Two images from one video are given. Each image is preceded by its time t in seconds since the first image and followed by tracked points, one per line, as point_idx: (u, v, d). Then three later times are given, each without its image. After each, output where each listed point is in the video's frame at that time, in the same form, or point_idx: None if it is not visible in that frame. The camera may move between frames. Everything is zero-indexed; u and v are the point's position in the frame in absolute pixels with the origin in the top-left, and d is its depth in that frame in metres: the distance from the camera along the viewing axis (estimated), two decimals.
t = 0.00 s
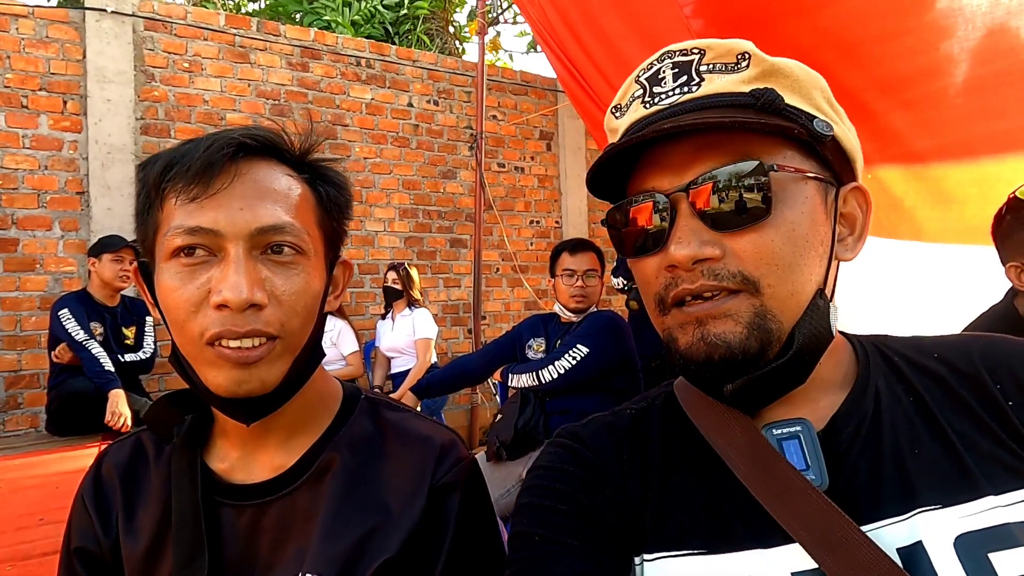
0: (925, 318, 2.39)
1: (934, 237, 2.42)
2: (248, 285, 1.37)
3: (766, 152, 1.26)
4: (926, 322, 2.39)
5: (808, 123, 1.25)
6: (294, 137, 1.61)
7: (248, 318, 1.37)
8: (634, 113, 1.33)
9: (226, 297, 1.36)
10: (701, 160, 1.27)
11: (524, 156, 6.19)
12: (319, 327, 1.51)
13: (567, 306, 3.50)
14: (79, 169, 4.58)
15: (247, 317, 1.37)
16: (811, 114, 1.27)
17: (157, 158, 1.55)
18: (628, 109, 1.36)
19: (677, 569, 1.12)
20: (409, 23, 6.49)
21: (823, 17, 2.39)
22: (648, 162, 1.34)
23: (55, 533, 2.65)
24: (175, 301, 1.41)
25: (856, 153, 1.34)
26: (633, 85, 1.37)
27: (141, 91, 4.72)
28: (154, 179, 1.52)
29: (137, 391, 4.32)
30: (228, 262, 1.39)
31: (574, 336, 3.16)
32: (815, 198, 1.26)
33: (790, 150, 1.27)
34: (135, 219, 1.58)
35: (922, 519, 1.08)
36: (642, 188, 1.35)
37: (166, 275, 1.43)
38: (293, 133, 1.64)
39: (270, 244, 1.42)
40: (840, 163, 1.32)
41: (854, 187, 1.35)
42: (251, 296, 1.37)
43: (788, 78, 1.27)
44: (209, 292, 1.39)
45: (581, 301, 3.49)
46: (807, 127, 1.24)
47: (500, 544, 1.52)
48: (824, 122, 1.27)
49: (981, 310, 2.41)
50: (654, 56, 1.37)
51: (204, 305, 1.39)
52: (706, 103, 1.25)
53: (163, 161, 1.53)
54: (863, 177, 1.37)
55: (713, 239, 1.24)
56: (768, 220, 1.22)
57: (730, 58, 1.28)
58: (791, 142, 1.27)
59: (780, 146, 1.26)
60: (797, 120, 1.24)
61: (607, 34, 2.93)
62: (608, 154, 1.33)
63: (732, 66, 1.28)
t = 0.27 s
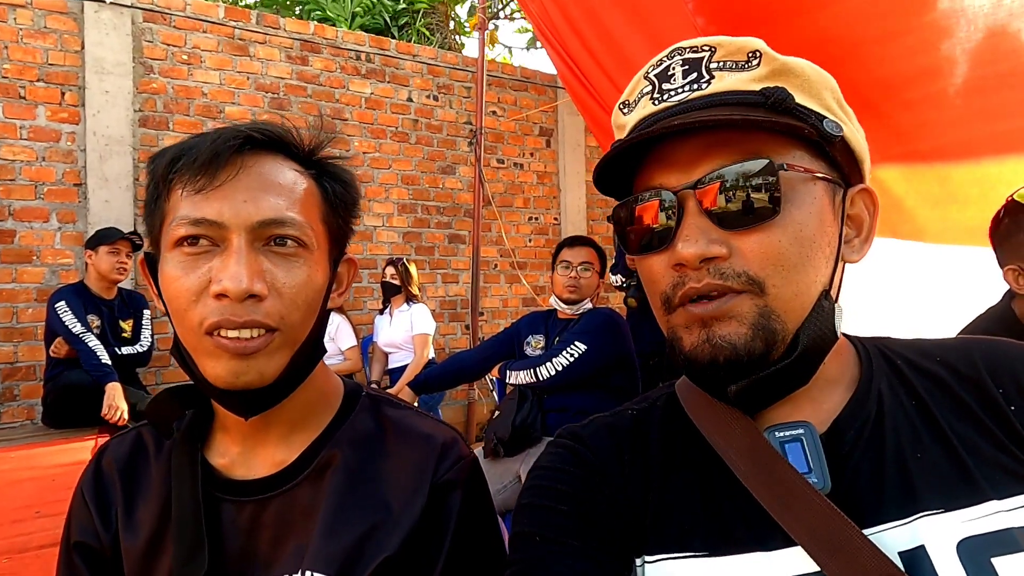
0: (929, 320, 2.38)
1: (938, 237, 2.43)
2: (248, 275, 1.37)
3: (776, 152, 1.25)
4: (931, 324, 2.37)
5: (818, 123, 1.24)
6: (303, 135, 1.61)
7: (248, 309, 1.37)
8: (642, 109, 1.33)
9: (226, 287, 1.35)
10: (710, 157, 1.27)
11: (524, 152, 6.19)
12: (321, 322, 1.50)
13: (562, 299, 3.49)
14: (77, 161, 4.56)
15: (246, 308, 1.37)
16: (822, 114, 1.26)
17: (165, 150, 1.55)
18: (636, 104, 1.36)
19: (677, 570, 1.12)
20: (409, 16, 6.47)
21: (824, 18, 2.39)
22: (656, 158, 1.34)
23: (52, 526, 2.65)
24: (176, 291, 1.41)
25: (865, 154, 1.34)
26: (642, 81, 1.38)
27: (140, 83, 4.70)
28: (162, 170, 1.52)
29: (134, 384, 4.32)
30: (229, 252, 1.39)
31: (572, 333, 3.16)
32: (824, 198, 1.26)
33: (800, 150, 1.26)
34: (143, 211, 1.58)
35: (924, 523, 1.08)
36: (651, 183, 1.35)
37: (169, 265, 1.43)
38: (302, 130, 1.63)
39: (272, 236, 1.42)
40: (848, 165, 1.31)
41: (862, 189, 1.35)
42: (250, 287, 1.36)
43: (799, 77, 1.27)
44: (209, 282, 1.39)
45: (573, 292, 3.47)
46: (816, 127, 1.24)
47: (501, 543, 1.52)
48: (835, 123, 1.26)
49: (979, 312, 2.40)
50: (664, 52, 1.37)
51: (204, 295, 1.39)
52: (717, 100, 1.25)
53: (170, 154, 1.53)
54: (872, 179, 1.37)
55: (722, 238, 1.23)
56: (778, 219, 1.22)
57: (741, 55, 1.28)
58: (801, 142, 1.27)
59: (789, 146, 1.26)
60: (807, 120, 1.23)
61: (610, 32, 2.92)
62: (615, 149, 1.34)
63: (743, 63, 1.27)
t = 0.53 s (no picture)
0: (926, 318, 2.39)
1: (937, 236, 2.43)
2: (244, 274, 1.36)
3: (782, 159, 1.25)
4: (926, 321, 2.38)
5: (827, 128, 1.24)
6: (300, 129, 1.60)
7: (244, 308, 1.37)
8: (647, 106, 1.33)
9: (223, 286, 1.35)
10: (713, 164, 1.27)
11: (523, 148, 6.18)
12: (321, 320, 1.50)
13: (561, 296, 3.49)
14: (75, 156, 4.55)
15: (243, 306, 1.37)
16: (832, 118, 1.26)
17: (163, 147, 1.54)
18: (643, 98, 1.36)
19: (677, 570, 1.12)
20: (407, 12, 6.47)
21: (822, 16, 2.38)
22: (658, 157, 1.34)
23: (50, 523, 2.65)
24: (173, 288, 1.41)
25: (876, 158, 1.33)
26: (650, 74, 1.37)
27: (137, 78, 4.68)
28: (159, 167, 1.51)
29: (133, 380, 4.31)
30: (226, 250, 1.39)
31: (571, 330, 3.16)
32: (830, 206, 1.25)
33: (807, 155, 1.26)
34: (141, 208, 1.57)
35: (925, 524, 1.08)
36: (653, 185, 1.35)
37: (166, 263, 1.43)
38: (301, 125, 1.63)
39: (269, 234, 1.41)
40: (857, 170, 1.31)
41: (871, 195, 1.34)
42: (246, 285, 1.36)
43: (811, 79, 1.26)
44: (206, 280, 1.38)
45: (571, 289, 3.47)
46: (826, 132, 1.23)
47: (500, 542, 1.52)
48: (845, 127, 1.26)
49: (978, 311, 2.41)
50: (671, 46, 1.36)
51: (201, 293, 1.38)
52: (724, 100, 1.24)
53: (167, 151, 1.52)
54: (879, 183, 1.37)
55: (720, 248, 1.23)
56: (778, 233, 1.22)
57: (752, 53, 1.27)
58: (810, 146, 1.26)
59: (797, 151, 1.25)
60: (816, 125, 1.23)
61: (612, 30, 2.91)
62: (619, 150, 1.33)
63: (754, 62, 1.26)
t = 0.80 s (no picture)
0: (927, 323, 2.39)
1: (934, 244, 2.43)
2: (257, 272, 1.38)
3: (776, 151, 1.27)
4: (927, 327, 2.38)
5: (821, 122, 1.26)
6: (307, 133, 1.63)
7: (256, 306, 1.38)
8: (647, 106, 1.35)
9: (236, 284, 1.36)
10: (710, 154, 1.29)
11: (525, 158, 6.21)
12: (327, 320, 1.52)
13: (562, 308, 3.51)
14: (81, 163, 4.58)
15: (255, 305, 1.38)
16: (826, 113, 1.27)
17: (176, 148, 1.56)
18: (643, 100, 1.38)
19: (678, 569, 1.13)
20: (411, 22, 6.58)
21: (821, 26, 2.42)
22: (656, 156, 1.36)
23: (52, 526, 2.65)
24: (185, 287, 1.42)
25: (872, 153, 1.35)
26: (649, 77, 1.39)
27: (144, 87, 4.73)
28: (174, 167, 1.53)
29: (135, 386, 4.33)
30: (239, 249, 1.40)
31: (574, 337, 3.17)
32: (825, 198, 1.27)
33: (802, 149, 1.27)
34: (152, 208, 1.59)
35: (925, 524, 1.09)
36: (651, 181, 1.36)
37: (178, 262, 1.44)
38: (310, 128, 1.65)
39: (280, 234, 1.43)
40: (852, 164, 1.32)
41: (868, 188, 1.36)
42: (259, 284, 1.37)
43: (804, 76, 1.28)
44: (218, 279, 1.40)
45: (572, 302, 3.49)
46: (819, 126, 1.25)
47: (502, 541, 1.52)
48: (839, 121, 1.27)
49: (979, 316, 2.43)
50: (669, 49, 1.38)
51: (213, 291, 1.40)
52: (718, 97, 1.26)
53: (181, 151, 1.54)
54: (875, 178, 1.38)
55: (715, 236, 1.25)
56: (770, 220, 1.23)
57: (746, 52, 1.29)
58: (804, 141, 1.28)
59: (791, 145, 1.27)
60: (809, 118, 1.25)
61: (615, 39, 2.94)
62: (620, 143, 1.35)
63: (748, 60, 1.28)
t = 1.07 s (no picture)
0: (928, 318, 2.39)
1: (935, 237, 2.43)
2: (303, 273, 1.40)
3: (772, 148, 1.25)
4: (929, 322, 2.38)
5: (816, 120, 1.24)
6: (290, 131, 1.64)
7: (299, 307, 1.39)
8: (643, 104, 1.33)
9: (286, 286, 1.37)
10: (708, 153, 1.27)
11: (524, 153, 6.19)
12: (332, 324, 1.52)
13: (561, 301, 3.50)
14: (77, 161, 4.56)
15: (297, 306, 1.39)
16: (821, 111, 1.26)
17: (171, 149, 1.52)
18: (638, 100, 1.37)
19: (675, 569, 1.12)
20: (408, 17, 6.51)
21: (819, 19, 2.40)
22: (654, 154, 1.34)
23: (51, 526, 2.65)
24: (214, 293, 1.40)
25: (868, 149, 1.33)
26: (644, 77, 1.38)
27: (140, 84, 4.71)
28: (175, 170, 1.48)
29: (134, 385, 4.32)
30: (274, 252, 1.40)
31: (571, 334, 3.16)
32: (821, 196, 1.25)
33: (797, 147, 1.26)
34: (142, 211, 1.54)
35: (924, 522, 1.08)
36: (649, 181, 1.35)
37: (202, 267, 1.41)
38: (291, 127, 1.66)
39: (307, 235, 1.45)
40: (849, 162, 1.31)
41: (864, 185, 1.34)
42: (305, 284, 1.39)
43: (798, 74, 1.27)
44: (258, 282, 1.39)
45: (572, 294, 3.48)
46: (815, 124, 1.23)
47: (500, 541, 1.51)
48: (834, 119, 1.26)
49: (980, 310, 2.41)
50: (662, 48, 1.37)
51: (254, 296, 1.39)
52: (717, 96, 1.25)
53: (180, 153, 1.50)
54: (872, 176, 1.37)
55: (712, 236, 1.24)
56: (767, 218, 1.22)
57: (740, 51, 1.28)
58: (798, 139, 1.26)
59: (787, 143, 1.26)
60: (804, 117, 1.23)
61: (613, 34, 2.91)
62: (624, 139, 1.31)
63: (742, 59, 1.27)
